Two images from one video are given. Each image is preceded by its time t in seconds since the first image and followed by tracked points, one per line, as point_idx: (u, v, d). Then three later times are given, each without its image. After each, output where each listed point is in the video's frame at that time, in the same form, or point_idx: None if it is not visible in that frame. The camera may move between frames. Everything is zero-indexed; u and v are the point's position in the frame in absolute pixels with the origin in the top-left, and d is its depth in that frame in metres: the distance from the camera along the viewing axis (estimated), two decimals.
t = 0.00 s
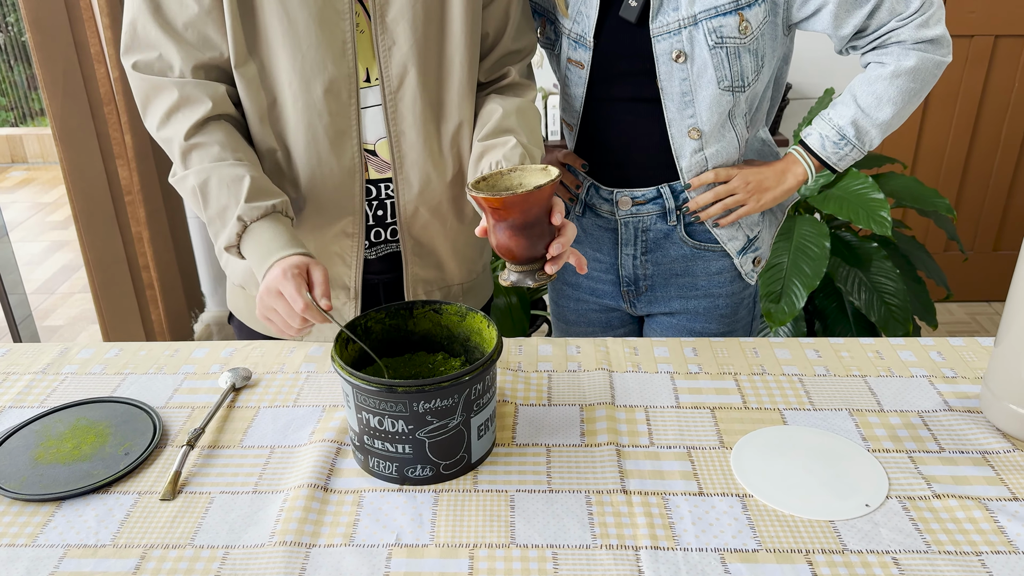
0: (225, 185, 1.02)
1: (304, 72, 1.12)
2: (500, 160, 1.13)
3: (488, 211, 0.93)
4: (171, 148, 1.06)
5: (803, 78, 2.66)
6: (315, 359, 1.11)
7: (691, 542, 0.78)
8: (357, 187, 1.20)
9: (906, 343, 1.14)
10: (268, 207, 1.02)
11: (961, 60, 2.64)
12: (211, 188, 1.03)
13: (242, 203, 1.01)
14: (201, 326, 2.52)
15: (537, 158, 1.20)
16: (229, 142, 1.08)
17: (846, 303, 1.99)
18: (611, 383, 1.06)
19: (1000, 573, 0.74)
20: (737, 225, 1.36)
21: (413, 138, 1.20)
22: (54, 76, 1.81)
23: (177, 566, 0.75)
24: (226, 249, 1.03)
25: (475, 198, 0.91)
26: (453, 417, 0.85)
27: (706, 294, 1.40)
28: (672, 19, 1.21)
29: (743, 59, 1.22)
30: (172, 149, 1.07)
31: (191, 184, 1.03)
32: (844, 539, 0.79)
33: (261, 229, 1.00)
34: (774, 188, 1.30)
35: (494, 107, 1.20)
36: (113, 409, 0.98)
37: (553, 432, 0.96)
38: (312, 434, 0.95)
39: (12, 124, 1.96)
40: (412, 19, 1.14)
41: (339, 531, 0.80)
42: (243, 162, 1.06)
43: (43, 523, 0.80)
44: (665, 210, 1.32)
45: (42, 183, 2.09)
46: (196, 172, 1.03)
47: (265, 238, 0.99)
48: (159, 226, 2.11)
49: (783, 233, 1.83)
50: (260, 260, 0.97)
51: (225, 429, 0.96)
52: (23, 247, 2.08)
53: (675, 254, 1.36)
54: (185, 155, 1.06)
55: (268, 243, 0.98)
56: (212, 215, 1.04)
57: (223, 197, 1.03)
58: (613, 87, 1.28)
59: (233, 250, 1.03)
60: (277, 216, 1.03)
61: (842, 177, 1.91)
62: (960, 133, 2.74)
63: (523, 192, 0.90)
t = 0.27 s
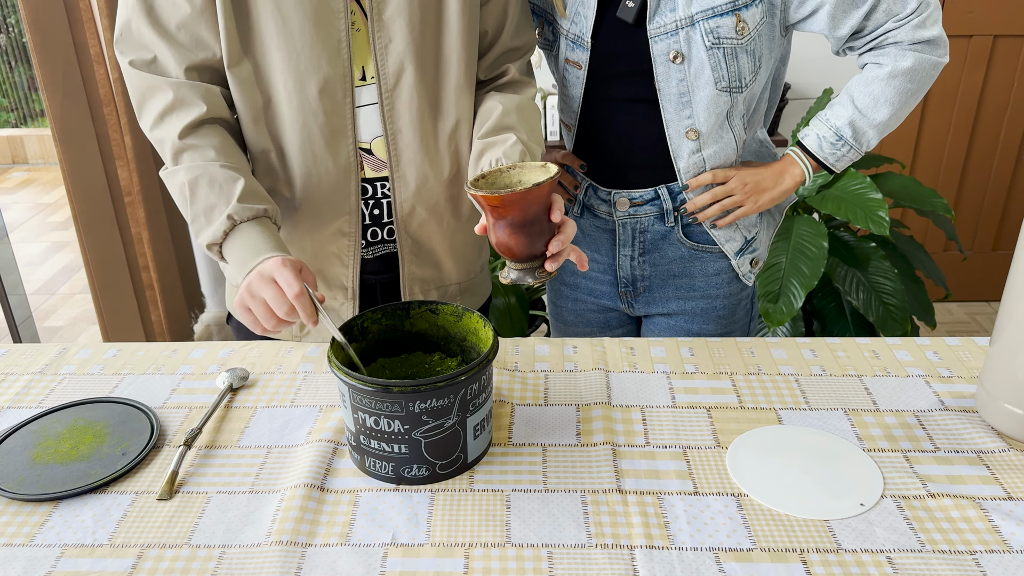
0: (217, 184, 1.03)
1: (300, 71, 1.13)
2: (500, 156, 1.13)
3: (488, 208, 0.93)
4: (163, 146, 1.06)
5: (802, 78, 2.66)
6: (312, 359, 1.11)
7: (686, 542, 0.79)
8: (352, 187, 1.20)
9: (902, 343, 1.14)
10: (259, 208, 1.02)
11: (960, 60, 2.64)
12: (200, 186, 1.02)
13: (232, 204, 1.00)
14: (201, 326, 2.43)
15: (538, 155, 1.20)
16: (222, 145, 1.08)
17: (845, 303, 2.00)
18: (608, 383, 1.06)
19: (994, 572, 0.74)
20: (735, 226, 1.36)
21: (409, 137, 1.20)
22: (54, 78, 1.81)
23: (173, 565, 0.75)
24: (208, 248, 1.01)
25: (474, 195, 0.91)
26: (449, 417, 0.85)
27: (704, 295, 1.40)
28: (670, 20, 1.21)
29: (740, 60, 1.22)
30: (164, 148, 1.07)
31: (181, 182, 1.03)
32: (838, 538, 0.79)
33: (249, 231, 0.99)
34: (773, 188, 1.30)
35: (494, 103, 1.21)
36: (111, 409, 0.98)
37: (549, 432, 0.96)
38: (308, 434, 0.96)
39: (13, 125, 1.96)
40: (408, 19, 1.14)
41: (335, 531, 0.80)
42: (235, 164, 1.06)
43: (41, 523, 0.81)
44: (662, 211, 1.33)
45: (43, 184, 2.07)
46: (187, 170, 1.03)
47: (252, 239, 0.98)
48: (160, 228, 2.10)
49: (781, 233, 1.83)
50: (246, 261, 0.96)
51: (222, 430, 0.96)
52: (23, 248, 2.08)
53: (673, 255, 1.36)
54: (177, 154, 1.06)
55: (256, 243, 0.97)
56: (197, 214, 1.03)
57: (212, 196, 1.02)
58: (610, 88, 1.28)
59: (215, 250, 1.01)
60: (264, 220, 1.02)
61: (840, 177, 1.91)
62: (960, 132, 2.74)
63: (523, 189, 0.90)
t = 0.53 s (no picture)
0: (217, 174, 1.03)
1: (298, 70, 1.13)
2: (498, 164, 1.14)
3: (488, 213, 0.93)
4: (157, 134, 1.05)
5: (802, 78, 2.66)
6: (310, 359, 1.12)
7: (681, 540, 0.79)
8: (344, 187, 1.21)
9: (899, 343, 1.14)
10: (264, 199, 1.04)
11: (959, 60, 2.64)
12: (200, 177, 1.02)
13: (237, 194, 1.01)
14: (201, 326, 2.43)
15: (533, 163, 1.21)
16: (218, 136, 1.08)
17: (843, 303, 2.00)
18: (604, 382, 1.07)
19: (989, 571, 0.74)
20: (732, 227, 1.36)
21: (405, 139, 1.20)
22: (53, 78, 1.82)
23: (171, 564, 0.75)
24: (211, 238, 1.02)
25: (475, 201, 0.91)
26: (446, 417, 0.85)
27: (703, 295, 1.40)
28: (668, 20, 1.21)
29: (737, 60, 1.22)
30: (158, 135, 1.05)
31: (178, 172, 1.03)
32: (833, 537, 0.79)
33: (254, 221, 1.01)
34: (769, 188, 1.30)
35: (491, 112, 1.21)
36: (109, 409, 0.99)
37: (546, 432, 0.97)
38: (305, 434, 0.96)
39: (14, 126, 1.97)
40: (409, 22, 1.15)
41: (332, 530, 0.81)
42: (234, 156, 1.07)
43: (39, 522, 0.81)
44: (661, 211, 1.33)
45: (43, 185, 2.08)
46: (185, 159, 1.03)
47: (262, 229, 1.00)
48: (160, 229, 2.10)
49: (779, 233, 1.83)
50: (257, 251, 0.98)
51: (220, 429, 0.96)
52: (24, 249, 2.09)
53: (672, 255, 1.37)
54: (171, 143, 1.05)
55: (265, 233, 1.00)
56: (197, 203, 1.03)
57: (212, 185, 1.03)
58: (608, 88, 1.28)
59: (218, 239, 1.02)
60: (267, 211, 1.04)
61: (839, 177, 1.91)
62: (959, 132, 2.75)
63: (526, 194, 0.90)
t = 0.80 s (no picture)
0: (213, 172, 1.03)
1: (299, 70, 1.13)
2: (495, 168, 1.13)
3: (485, 219, 0.93)
4: (155, 132, 1.05)
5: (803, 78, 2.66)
6: (310, 359, 1.12)
7: (680, 540, 0.79)
8: (343, 189, 1.21)
9: (899, 342, 1.14)
10: (257, 196, 1.03)
11: (960, 60, 2.64)
12: (196, 174, 1.02)
13: (230, 191, 1.01)
14: (202, 327, 2.42)
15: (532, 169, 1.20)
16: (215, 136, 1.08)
17: (844, 303, 2.00)
18: (604, 382, 1.07)
19: (988, 571, 0.74)
20: (734, 226, 1.36)
21: (405, 141, 1.20)
22: (55, 80, 1.83)
23: (170, 564, 0.76)
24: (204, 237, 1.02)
25: (471, 206, 0.91)
26: (445, 416, 0.85)
27: (703, 295, 1.40)
28: (669, 20, 1.21)
29: (738, 60, 1.22)
30: (155, 132, 1.05)
31: (174, 170, 1.03)
32: (832, 537, 0.79)
33: (249, 219, 1.00)
34: (770, 188, 1.30)
35: (490, 116, 1.21)
36: (109, 409, 0.99)
37: (545, 431, 0.97)
38: (305, 434, 0.96)
39: (16, 127, 1.97)
40: (410, 24, 1.15)
41: (331, 529, 0.81)
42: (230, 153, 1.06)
43: (39, 521, 0.81)
44: (661, 211, 1.33)
45: (45, 186, 2.07)
46: (180, 157, 1.02)
47: (252, 227, 1.00)
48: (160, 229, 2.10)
49: (779, 233, 1.83)
50: (248, 250, 0.98)
51: (219, 429, 0.97)
52: (25, 249, 2.09)
53: (672, 255, 1.37)
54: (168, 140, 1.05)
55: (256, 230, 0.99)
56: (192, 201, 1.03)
57: (207, 183, 1.02)
58: (608, 88, 1.28)
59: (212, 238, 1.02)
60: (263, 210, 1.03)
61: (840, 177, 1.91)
62: (960, 132, 2.74)
63: (518, 199, 0.90)
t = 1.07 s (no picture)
0: (203, 150, 1.08)
1: (290, 73, 1.13)
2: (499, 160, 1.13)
3: (479, 212, 0.93)
4: (147, 130, 1.10)
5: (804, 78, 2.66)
6: (309, 359, 1.12)
7: (678, 540, 0.79)
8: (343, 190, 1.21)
9: (899, 342, 1.14)
10: (243, 161, 1.08)
11: (962, 60, 2.63)
12: (187, 157, 1.08)
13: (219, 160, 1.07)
14: (202, 327, 2.39)
15: (535, 154, 1.21)
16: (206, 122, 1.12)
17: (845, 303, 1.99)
18: (603, 382, 1.07)
19: (987, 571, 0.74)
20: (736, 226, 1.36)
21: (404, 138, 1.20)
22: (55, 81, 1.83)
23: (167, 563, 0.75)
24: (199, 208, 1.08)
25: (464, 205, 0.91)
26: (443, 416, 0.85)
27: (705, 295, 1.40)
28: (670, 19, 1.21)
29: (740, 59, 1.22)
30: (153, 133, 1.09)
31: (167, 158, 1.09)
32: (831, 537, 0.79)
33: (238, 182, 1.06)
34: (774, 188, 1.30)
35: (490, 105, 1.21)
36: (107, 408, 0.99)
37: (544, 431, 0.96)
38: (304, 433, 0.96)
39: (17, 127, 1.97)
40: (400, 22, 1.15)
41: (329, 529, 0.81)
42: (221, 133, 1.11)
43: (37, 522, 0.81)
44: (663, 211, 1.33)
45: (46, 186, 2.06)
46: (170, 145, 1.09)
47: (241, 189, 1.06)
48: (159, 228, 2.10)
49: (780, 232, 1.83)
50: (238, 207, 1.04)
51: (218, 429, 0.96)
52: (25, 250, 2.08)
53: (674, 255, 1.36)
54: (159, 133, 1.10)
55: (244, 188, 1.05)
56: (188, 180, 1.09)
57: (198, 159, 1.08)
58: (609, 88, 1.28)
59: (207, 208, 1.08)
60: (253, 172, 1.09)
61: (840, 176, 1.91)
62: (962, 132, 2.74)
63: (507, 189, 0.89)
